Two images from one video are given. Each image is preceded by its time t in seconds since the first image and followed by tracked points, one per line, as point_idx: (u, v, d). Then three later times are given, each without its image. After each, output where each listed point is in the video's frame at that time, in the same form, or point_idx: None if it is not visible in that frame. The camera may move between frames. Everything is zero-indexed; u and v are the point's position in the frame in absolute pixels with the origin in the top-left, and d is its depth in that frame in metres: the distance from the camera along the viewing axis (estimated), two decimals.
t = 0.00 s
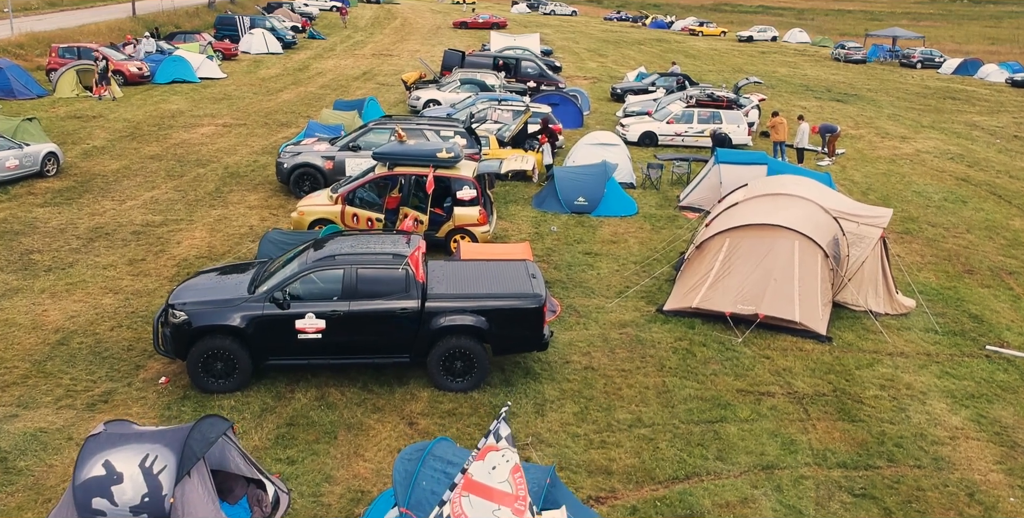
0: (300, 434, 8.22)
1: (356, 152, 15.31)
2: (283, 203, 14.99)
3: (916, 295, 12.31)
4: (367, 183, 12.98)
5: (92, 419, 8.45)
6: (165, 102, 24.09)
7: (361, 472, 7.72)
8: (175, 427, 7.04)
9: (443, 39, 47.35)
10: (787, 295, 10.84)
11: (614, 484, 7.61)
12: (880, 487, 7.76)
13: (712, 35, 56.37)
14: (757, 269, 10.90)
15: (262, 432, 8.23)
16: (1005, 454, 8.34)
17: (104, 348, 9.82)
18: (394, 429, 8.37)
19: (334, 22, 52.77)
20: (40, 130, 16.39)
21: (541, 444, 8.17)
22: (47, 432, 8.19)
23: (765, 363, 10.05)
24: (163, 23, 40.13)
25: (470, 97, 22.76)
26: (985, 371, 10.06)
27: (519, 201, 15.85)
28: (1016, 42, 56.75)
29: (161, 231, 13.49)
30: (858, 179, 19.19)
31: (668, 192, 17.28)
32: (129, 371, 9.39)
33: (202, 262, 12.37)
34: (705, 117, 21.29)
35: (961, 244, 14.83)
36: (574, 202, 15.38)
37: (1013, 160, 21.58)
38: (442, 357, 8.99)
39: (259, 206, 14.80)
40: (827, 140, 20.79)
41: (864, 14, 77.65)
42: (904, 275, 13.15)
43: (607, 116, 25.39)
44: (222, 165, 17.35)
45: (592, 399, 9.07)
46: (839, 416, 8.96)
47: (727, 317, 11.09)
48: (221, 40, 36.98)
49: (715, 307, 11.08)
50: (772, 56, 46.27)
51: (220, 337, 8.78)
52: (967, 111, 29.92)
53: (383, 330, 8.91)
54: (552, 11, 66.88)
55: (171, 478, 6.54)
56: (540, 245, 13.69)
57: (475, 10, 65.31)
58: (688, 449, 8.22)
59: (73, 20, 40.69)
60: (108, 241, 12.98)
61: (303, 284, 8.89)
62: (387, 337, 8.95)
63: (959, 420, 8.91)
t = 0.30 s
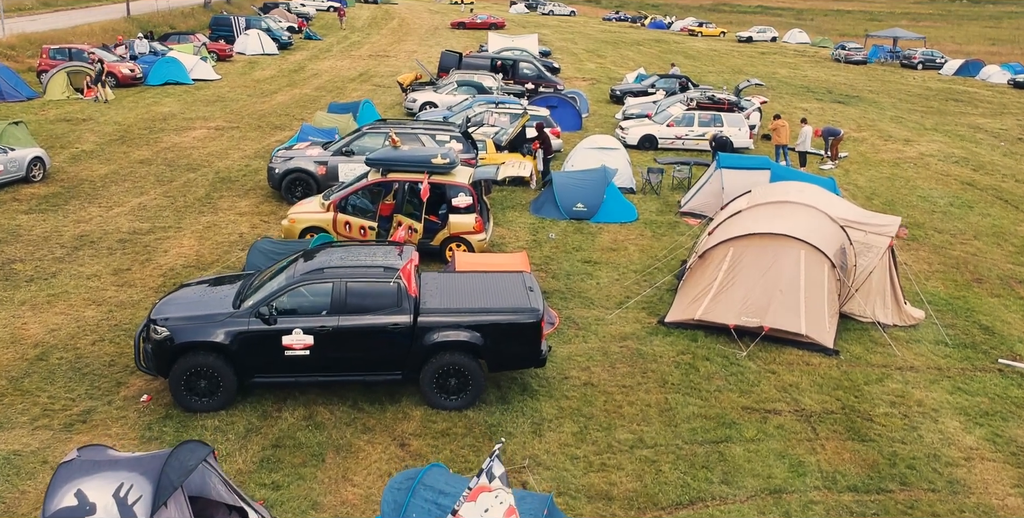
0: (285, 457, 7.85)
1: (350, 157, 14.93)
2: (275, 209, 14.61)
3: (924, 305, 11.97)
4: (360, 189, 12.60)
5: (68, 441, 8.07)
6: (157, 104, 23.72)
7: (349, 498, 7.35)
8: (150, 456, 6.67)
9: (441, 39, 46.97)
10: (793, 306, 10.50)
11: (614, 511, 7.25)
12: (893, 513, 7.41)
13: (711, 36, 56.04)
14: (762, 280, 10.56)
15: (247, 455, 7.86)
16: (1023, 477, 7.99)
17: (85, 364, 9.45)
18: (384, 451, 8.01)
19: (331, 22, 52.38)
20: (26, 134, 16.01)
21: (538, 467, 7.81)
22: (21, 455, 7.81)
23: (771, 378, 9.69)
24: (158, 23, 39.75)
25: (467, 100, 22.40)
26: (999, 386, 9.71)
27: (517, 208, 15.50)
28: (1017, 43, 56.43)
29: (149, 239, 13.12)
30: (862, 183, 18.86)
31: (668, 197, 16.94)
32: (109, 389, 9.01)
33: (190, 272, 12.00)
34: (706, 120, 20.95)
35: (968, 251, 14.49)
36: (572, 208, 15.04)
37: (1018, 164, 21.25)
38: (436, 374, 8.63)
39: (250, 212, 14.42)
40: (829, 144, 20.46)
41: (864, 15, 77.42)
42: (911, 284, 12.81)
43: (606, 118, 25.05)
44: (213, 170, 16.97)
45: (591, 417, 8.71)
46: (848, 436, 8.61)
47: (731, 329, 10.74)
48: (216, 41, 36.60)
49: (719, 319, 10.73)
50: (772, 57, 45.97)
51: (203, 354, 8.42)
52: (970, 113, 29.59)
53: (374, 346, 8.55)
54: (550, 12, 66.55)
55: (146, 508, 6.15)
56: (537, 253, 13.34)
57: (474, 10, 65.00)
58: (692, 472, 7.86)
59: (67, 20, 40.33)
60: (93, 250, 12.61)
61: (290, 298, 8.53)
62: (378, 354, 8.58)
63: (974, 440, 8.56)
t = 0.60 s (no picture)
0: (270, 482, 7.48)
1: (342, 162, 14.56)
2: (265, 216, 14.24)
3: (933, 316, 11.63)
4: (352, 196, 12.22)
5: (42, 465, 7.70)
6: (149, 107, 23.34)
7: None
8: (126, 485, 6.32)
9: (438, 40, 46.63)
10: (799, 318, 10.16)
11: None
12: None
13: (710, 37, 55.75)
14: (766, 292, 10.23)
15: (229, 480, 7.50)
16: None
17: (63, 382, 9.07)
18: (373, 475, 7.64)
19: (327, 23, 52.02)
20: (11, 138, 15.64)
21: (535, 492, 7.45)
22: None
23: (776, 395, 9.35)
24: (152, 24, 39.36)
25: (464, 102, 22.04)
26: (1013, 403, 9.36)
27: (514, 214, 15.14)
28: (1017, 43, 56.24)
29: (134, 247, 12.75)
30: (865, 188, 18.54)
31: (668, 202, 16.59)
32: (88, 408, 8.64)
33: (175, 282, 11.62)
34: (706, 123, 20.61)
35: (976, 259, 14.16)
36: (570, 214, 14.68)
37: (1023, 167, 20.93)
38: (428, 393, 8.26)
39: (240, 220, 14.05)
40: (831, 148, 20.16)
41: (862, 15, 77.26)
42: (918, 293, 12.46)
43: (605, 121, 24.70)
44: (203, 175, 16.60)
45: (590, 438, 8.35)
46: (858, 457, 8.26)
47: (735, 343, 10.39)
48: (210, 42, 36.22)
49: (722, 332, 10.38)
50: (772, 58, 45.69)
51: (185, 373, 8.04)
52: (972, 115, 29.30)
53: (364, 364, 8.19)
54: (548, 12, 66.27)
55: None
56: (535, 262, 12.98)
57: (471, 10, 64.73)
58: (696, 497, 7.50)
59: (61, 21, 39.95)
60: (77, 259, 12.23)
61: (276, 315, 8.15)
62: (368, 372, 8.22)
63: (989, 461, 8.21)
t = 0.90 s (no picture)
0: (252, 511, 7.11)
1: (334, 168, 14.18)
2: (255, 224, 13.86)
3: (942, 327, 11.29)
4: (344, 204, 11.86)
5: (13, 492, 7.31)
6: (139, 110, 22.95)
7: None
8: None
9: (435, 41, 46.26)
10: (805, 332, 9.81)
11: None
12: None
13: (709, 37, 55.45)
14: (771, 304, 9.89)
15: (210, 507, 7.13)
16: None
17: (39, 401, 8.69)
18: (362, 503, 7.28)
19: (323, 23, 51.61)
20: None
21: None
22: None
23: (783, 413, 9.00)
24: (146, 25, 38.95)
25: (460, 105, 21.68)
26: None
27: (511, 221, 14.78)
28: (1016, 44, 56.08)
29: (119, 257, 12.36)
30: (869, 193, 18.21)
31: (668, 208, 16.25)
32: (64, 429, 8.25)
33: (161, 294, 11.23)
34: (706, 126, 20.26)
35: (984, 266, 13.83)
36: (568, 221, 14.33)
37: None
38: (420, 414, 7.90)
39: (229, 227, 13.67)
40: (833, 152, 19.87)
41: (861, 16, 77.04)
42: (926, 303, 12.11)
43: (603, 124, 24.35)
44: (192, 181, 16.21)
45: (589, 460, 8.00)
46: (869, 480, 7.90)
47: (739, 358, 10.04)
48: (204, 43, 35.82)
49: (725, 346, 10.04)
50: (771, 59, 45.39)
51: (164, 394, 7.67)
52: (974, 117, 29.00)
53: (352, 385, 7.82)
54: (546, 13, 66.00)
55: None
56: (532, 271, 12.63)
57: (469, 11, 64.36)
58: None
59: (53, 21, 39.52)
60: (59, 269, 11.85)
61: (261, 332, 7.77)
62: (357, 393, 7.85)
63: (1006, 485, 7.87)
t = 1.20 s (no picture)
0: None
1: (326, 174, 13.81)
2: (244, 231, 13.48)
3: (952, 339, 10.94)
4: (335, 212, 11.46)
5: None
6: (130, 112, 22.55)
7: None
8: None
9: (431, 41, 45.89)
10: (812, 347, 9.46)
11: None
12: None
13: (707, 37, 55.14)
14: (777, 317, 9.54)
15: None
16: None
17: (13, 422, 8.30)
18: None
19: (319, 24, 51.20)
20: None
21: None
22: None
23: (790, 432, 8.64)
24: (139, 25, 38.55)
25: (456, 108, 21.29)
26: None
27: (507, 228, 14.41)
28: (1016, 44, 55.85)
29: (102, 266, 11.97)
30: (872, 197, 17.90)
31: (668, 214, 15.90)
32: (38, 452, 7.87)
33: (144, 305, 10.84)
34: (706, 129, 19.91)
35: (992, 274, 13.49)
36: (566, 228, 13.97)
37: None
38: (411, 437, 7.52)
39: (217, 235, 13.29)
40: (835, 156, 19.59)
41: (859, 16, 76.84)
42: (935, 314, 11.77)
43: (601, 126, 24.00)
44: (181, 186, 15.82)
45: (589, 484, 7.63)
46: (882, 505, 7.55)
47: (744, 373, 9.68)
48: (197, 44, 35.41)
49: (729, 361, 9.69)
50: (770, 59, 45.08)
51: (142, 416, 7.28)
52: (976, 119, 28.70)
53: (339, 406, 7.44)
54: (543, 13, 65.67)
55: None
56: (529, 280, 12.26)
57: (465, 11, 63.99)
58: None
59: (45, 21, 39.06)
60: (40, 280, 11.46)
61: (244, 351, 7.39)
62: (345, 415, 7.48)
63: None
